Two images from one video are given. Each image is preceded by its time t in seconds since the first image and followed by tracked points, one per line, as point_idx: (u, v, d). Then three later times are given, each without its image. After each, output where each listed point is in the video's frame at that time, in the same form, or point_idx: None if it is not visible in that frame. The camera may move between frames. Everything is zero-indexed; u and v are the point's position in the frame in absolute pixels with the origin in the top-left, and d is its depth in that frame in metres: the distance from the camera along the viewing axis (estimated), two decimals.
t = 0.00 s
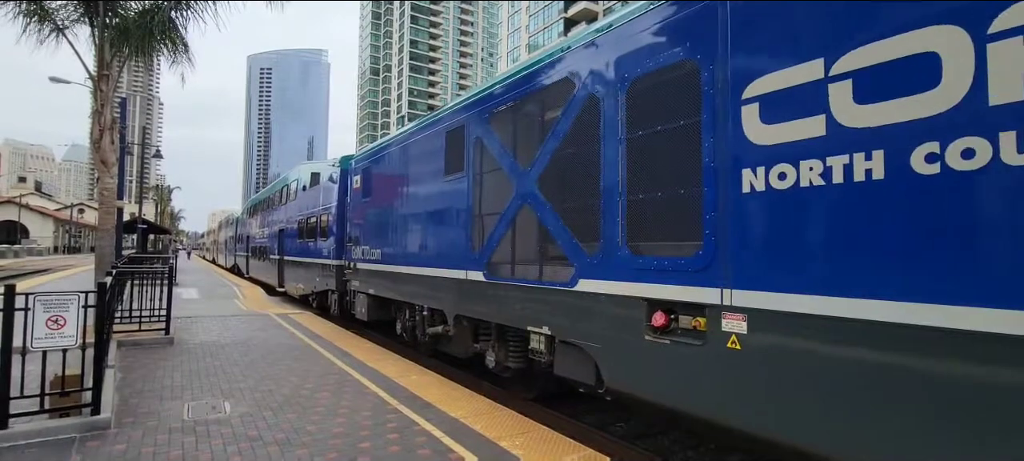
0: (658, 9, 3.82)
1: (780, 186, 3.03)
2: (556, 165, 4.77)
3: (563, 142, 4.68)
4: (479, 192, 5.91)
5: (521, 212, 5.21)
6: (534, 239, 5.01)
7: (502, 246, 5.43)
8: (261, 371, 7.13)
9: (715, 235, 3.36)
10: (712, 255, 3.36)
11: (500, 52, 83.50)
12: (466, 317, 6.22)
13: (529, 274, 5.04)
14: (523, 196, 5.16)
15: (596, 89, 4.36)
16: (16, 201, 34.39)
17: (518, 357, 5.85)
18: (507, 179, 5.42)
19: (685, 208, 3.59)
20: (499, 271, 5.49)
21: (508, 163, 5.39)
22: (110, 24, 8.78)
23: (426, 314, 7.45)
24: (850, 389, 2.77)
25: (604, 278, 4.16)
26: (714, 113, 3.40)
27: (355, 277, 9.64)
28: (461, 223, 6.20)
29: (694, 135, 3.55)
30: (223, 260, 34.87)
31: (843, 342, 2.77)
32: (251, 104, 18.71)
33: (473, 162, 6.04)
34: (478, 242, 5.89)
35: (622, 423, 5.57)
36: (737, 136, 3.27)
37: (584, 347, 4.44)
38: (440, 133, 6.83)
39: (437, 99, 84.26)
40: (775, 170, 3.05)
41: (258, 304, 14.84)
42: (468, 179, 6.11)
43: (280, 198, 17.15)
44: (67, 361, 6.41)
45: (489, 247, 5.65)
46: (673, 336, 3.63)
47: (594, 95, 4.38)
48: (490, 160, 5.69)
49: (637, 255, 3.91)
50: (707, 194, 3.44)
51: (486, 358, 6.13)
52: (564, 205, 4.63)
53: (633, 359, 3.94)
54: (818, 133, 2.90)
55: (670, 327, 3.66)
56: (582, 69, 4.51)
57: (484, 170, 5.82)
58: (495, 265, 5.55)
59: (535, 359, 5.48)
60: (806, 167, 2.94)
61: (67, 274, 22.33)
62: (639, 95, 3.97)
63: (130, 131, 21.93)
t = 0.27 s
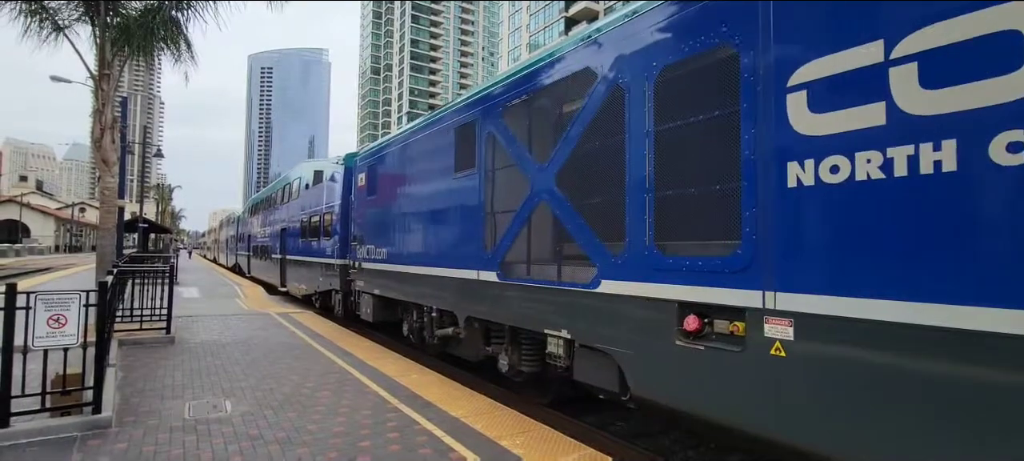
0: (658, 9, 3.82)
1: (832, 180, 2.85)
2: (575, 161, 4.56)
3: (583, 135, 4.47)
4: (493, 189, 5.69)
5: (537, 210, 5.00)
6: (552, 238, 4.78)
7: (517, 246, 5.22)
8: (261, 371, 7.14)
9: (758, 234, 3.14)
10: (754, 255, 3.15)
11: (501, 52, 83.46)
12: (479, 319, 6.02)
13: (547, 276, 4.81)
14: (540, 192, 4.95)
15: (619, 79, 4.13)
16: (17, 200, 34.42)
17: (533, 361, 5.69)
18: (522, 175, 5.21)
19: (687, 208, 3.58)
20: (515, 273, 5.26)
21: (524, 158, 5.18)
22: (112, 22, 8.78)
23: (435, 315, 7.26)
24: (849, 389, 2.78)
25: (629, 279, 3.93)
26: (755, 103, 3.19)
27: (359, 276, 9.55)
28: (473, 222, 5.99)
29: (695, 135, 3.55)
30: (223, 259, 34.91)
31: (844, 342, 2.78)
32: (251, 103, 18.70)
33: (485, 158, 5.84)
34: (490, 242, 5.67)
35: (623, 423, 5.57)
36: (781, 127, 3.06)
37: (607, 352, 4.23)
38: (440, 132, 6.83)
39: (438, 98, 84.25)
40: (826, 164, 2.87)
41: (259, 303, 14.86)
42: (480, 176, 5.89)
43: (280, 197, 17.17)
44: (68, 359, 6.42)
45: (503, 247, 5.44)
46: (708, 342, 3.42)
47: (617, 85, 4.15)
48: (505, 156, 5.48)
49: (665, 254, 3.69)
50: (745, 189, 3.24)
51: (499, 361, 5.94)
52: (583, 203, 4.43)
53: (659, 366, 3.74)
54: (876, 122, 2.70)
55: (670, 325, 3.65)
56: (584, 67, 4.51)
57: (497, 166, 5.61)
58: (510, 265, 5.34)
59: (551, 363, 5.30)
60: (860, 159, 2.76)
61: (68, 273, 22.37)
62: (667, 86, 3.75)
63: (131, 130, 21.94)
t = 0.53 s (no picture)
0: (658, 9, 3.82)
1: (892, 174, 2.66)
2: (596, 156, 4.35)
3: (606, 128, 4.27)
4: (506, 185, 5.47)
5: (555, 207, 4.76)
6: (571, 237, 4.55)
7: (533, 245, 5.00)
8: (262, 369, 7.15)
9: (807, 232, 2.95)
10: (801, 255, 2.95)
11: (501, 51, 83.38)
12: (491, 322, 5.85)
13: (567, 277, 4.58)
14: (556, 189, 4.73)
15: (646, 69, 3.91)
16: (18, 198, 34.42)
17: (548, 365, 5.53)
18: (538, 171, 4.97)
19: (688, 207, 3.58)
20: (532, 274, 5.02)
21: (540, 153, 4.94)
22: (112, 22, 8.79)
23: (444, 317, 7.07)
24: (847, 387, 2.79)
25: (658, 280, 3.72)
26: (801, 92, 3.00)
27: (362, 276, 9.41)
28: (484, 220, 5.77)
29: (696, 134, 3.56)
30: (224, 257, 34.93)
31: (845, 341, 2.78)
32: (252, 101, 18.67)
33: (498, 153, 5.61)
34: (503, 241, 5.45)
35: (623, 423, 5.57)
36: (833, 116, 2.87)
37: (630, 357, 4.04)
38: (441, 131, 6.84)
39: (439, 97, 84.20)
40: (886, 155, 2.68)
41: (259, 302, 14.87)
42: (493, 172, 5.66)
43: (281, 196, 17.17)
44: (69, 358, 6.43)
45: (517, 246, 5.22)
46: (747, 348, 3.22)
47: (645, 75, 3.92)
48: (519, 151, 5.25)
49: (698, 254, 3.48)
50: (792, 184, 3.03)
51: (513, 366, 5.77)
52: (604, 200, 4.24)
53: (686, 371, 3.57)
54: (944, 109, 2.51)
55: (669, 322, 3.66)
56: (584, 66, 4.52)
57: (510, 162, 5.38)
58: (525, 266, 5.12)
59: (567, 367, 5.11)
60: (926, 151, 2.56)
61: (69, 272, 22.41)
62: (696, 76, 3.55)
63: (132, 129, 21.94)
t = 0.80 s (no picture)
0: (659, 8, 3.81)
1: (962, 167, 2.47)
2: (619, 151, 4.17)
3: (629, 123, 4.09)
4: (521, 181, 5.25)
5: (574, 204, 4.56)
6: (592, 236, 4.35)
7: (549, 244, 4.79)
8: (262, 369, 7.15)
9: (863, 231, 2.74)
10: (855, 255, 2.75)
11: (501, 51, 83.30)
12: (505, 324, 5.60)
13: (588, 278, 4.36)
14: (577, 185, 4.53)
15: (675, 57, 3.70)
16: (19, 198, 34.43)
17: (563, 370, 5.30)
18: (555, 167, 4.76)
19: (688, 208, 3.58)
20: (549, 274, 4.80)
21: (558, 149, 4.74)
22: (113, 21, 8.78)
23: (453, 319, 6.85)
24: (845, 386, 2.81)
25: (688, 281, 3.51)
26: (856, 78, 2.80)
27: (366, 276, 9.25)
28: (496, 219, 5.57)
29: (697, 134, 3.55)
30: (224, 256, 34.95)
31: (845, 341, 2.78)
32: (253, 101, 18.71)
33: (511, 149, 5.40)
34: (518, 240, 5.24)
35: (624, 423, 5.56)
36: (892, 104, 2.68)
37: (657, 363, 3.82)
38: (441, 131, 6.84)
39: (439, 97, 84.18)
40: (955, 146, 2.49)
41: (259, 301, 14.86)
42: (506, 169, 5.46)
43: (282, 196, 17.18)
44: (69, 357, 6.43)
45: (532, 246, 5.02)
46: (791, 356, 3.02)
47: (675, 64, 3.71)
48: (535, 147, 5.04)
49: (733, 254, 3.28)
50: (844, 180, 2.84)
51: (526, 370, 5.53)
52: (628, 196, 4.06)
53: (717, 379, 3.38)
54: (1022, 95, 2.32)
55: (670, 322, 3.66)
56: (584, 66, 4.52)
57: (525, 158, 5.17)
58: (541, 265, 4.92)
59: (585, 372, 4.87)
60: (1003, 141, 2.36)
61: (69, 271, 22.43)
62: (732, 65, 3.36)
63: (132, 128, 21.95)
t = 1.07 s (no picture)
0: (661, 7, 3.80)
1: None
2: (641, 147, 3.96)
3: (653, 117, 3.88)
4: (535, 179, 5.02)
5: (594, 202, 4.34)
6: (613, 236, 4.14)
7: (566, 245, 4.58)
8: (262, 368, 7.15)
9: (925, 229, 2.54)
10: (913, 256, 2.56)
11: (502, 51, 83.29)
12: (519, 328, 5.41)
13: (610, 279, 4.15)
14: (596, 183, 4.31)
15: (706, 44, 3.49)
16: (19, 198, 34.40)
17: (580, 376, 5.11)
18: (572, 164, 4.54)
19: (702, 207, 3.49)
20: (568, 275, 4.58)
21: (574, 144, 4.52)
22: (113, 21, 8.79)
23: (463, 321, 6.64)
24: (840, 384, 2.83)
25: (722, 283, 3.31)
26: (915, 62, 2.60)
27: (371, 276, 9.06)
28: (508, 218, 5.37)
29: (699, 133, 3.54)
30: (224, 256, 34.98)
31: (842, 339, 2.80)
32: (252, 100, 18.74)
33: (524, 145, 5.18)
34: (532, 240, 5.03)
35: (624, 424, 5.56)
36: (959, 90, 2.48)
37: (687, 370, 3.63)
38: (441, 130, 6.82)
39: (439, 97, 84.25)
40: None
41: (259, 301, 14.85)
42: (518, 166, 5.24)
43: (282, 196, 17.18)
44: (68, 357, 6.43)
45: (547, 247, 4.80)
46: (840, 366, 2.84)
47: (705, 51, 3.50)
48: (550, 142, 4.81)
49: (774, 255, 3.09)
50: (901, 174, 2.64)
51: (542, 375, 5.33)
52: (651, 194, 3.87)
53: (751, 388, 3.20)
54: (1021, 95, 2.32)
55: (669, 321, 3.67)
56: (583, 66, 4.53)
57: (539, 155, 4.95)
58: (557, 266, 4.70)
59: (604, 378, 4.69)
60: None
61: (68, 271, 22.42)
62: (771, 52, 3.17)
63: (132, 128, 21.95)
